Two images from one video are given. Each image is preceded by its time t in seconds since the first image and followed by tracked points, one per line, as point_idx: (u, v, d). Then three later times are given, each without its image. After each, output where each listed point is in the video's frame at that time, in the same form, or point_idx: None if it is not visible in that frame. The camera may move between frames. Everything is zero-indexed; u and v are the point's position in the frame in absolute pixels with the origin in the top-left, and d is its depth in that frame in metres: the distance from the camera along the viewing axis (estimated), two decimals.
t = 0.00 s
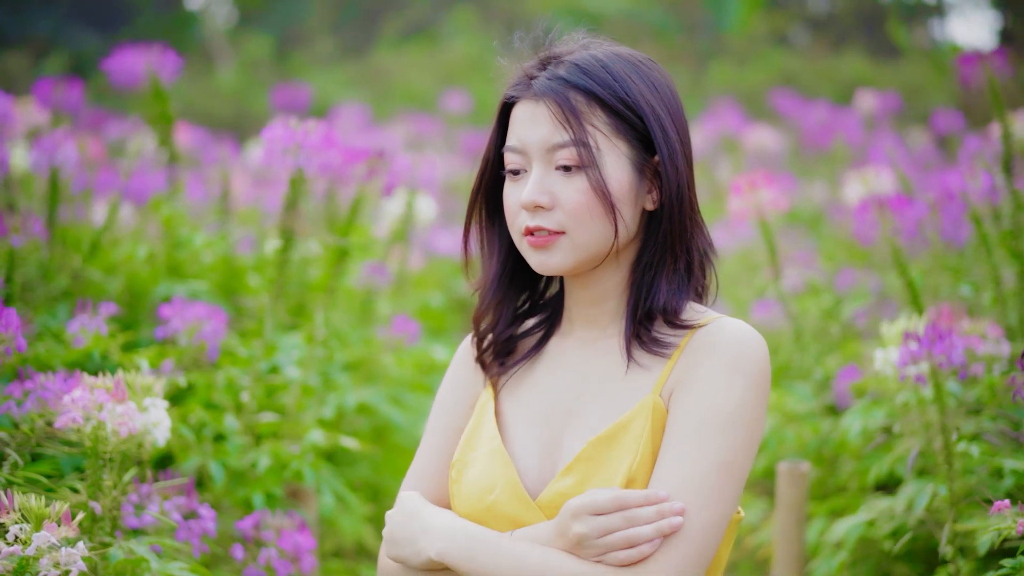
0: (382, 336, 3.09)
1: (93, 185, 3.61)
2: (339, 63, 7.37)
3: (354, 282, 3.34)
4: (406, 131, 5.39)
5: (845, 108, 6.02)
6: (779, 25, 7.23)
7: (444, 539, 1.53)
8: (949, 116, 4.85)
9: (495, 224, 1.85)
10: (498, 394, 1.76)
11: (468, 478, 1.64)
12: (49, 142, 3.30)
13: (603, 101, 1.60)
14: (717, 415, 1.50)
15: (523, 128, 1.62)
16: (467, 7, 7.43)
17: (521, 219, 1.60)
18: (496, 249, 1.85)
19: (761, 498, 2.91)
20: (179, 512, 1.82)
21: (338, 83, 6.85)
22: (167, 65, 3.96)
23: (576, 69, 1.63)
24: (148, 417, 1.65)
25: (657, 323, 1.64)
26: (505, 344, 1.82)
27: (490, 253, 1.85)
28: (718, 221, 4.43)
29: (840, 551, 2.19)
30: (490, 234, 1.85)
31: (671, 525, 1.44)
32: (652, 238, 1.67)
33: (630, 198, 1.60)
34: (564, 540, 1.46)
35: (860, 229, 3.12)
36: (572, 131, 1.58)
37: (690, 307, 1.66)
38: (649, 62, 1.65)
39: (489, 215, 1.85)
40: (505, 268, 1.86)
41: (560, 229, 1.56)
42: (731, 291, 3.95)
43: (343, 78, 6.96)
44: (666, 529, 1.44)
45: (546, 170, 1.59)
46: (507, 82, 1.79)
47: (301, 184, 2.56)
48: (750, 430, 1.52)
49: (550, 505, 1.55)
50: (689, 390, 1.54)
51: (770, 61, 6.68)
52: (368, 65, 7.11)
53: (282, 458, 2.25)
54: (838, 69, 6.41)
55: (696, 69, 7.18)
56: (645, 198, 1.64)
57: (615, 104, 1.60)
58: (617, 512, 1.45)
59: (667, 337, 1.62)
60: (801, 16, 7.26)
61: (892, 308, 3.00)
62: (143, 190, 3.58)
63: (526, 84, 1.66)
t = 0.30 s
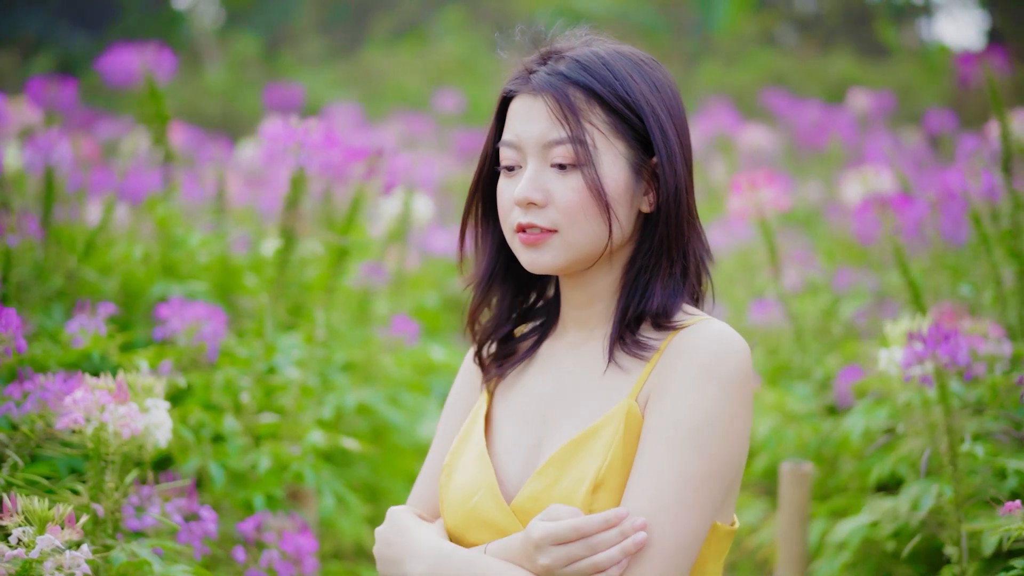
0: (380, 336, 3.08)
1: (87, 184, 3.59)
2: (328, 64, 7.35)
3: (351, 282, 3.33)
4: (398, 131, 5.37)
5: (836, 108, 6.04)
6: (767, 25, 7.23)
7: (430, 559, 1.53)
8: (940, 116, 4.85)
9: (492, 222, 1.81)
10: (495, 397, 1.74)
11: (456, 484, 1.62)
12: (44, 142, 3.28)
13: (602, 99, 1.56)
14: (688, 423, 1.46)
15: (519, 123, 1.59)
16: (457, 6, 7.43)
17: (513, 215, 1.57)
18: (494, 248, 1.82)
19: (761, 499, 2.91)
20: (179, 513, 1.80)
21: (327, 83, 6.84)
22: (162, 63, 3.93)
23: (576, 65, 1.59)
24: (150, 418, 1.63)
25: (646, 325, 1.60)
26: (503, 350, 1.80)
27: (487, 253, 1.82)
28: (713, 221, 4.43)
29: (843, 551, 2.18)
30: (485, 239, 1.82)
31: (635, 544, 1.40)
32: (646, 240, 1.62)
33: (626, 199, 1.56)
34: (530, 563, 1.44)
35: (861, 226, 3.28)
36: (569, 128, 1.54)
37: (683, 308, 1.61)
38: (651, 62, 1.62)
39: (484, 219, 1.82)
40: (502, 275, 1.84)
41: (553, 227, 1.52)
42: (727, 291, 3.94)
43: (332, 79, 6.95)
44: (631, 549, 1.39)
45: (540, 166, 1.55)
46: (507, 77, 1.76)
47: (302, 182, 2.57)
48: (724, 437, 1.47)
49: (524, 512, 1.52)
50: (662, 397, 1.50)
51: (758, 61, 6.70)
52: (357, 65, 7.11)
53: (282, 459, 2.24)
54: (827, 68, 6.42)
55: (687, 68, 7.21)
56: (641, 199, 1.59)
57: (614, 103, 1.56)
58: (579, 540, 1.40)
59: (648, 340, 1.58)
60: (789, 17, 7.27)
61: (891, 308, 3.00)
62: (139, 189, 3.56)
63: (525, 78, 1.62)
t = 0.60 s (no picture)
0: (383, 337, 3.08)
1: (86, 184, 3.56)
2: (319, 64, 7.33)
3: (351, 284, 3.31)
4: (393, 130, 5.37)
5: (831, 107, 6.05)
6: (759, 25, 7.22)
7: (415, 561, 1.51)
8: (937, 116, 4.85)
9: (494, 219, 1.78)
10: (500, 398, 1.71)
11: (449, 487, 1.61)
12: (44, 142, 3.25)
13: (608, 96, 1.50)
14: (660, 423, 1.41)
15: (522, 116, 1.53)
16: (449, 6, 7.45)
17: (512, 210, 1.52)
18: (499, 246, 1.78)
19: (765, 500, 2.90)
20: (185, 517, 1.79)
21: (319, 83, 6.83)
22: (159, 62, 3.91)
23: (584, 59, 1.53)
24: (157, 420, 1.61)
25: (635, 326, 1.54)
26: (509, 351, 1.77)
27: (490, 249, 1.79)
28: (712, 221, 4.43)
29: (849, 552, 2.17)
30: (487, 236, 1.79)
31: (594, 543, 1.36)
32: (646, 241, 1.57)
33: (627, 199, 1.50)
34: (495, 563, 1.42)
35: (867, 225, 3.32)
36: (573, 124, 1.49)
37: (676, 306, 1.54)
38: (660, 61, 1.56)
39: (488, 215, 1.78)
40: (505, 274, 1.81)
41: (553, 224, 1.47)
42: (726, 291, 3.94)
43: (323, 79, 6.94)
44: (590, 548, 1.36)
45: (541, 162, 1.50)
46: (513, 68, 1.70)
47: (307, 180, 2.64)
48: (700, 438, 1.41)
49: (504, 513, 1.49)
50: (636, 395, 1.45)
51: (751, 61, 6.69)
52: (349, 64, 7.12)
53: (287, 460, 2.23)
54: (818, 69, 6.44)
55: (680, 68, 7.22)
56: (643, 199, 1.53)
57: (620, 101, 1.50)
58: (539, 539, 1.38)
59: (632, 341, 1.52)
60: (780, 16, 7.27)
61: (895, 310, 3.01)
62: (137, 188, 3.56)
63: (531, 71, 1.56)
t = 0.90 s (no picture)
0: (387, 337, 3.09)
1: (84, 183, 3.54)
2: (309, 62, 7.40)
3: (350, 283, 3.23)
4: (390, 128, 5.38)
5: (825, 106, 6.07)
6: (750, 25, 7.25)
7: (402, 558, 1.49)
8: (933, 117, 4.88)
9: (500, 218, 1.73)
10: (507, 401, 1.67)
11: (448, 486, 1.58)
12: (44, 141, 3.24)
13: (619, 96, 1.43)
14: (635, 422, 1.35)
15: (531, 111, 1.46)
16: (439, 8, 7.59)
17: (515, 207, 1.45)
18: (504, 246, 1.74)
19: (767, 500, 2.89)
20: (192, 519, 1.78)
21: (313, 82, 6.82)
22: (159, 60, 3.89)
23: (596, 56, 1.45)
24: (164, 422, 1.60)
25: (628, 327, 1.47)
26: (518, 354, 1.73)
27: (495, 249, 1.73)
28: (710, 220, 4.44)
29: (856, 553, 2.17)
30: (492, 233, 1.74)
31: (555, 543, 1.31)
32: (651, 245, 1.50)
33: (634, 202, 1.43)
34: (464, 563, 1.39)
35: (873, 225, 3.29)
36: (582, 123, 1.42)
37: (673, 309, 1.46)
38: (673, 62, 1.48)
39: (493, 212, 1.72)
40: (511, 273, 1.76)
41: (558, 224, 1.40)
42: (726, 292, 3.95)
43: (316, 79, 6.95)
44: (551, 548, 1.31)
45: (548, 160, 1.43)
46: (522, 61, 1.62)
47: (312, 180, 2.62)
48: (677, 439, 1.35)
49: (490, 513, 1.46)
50: (614, 395, 1.39)
51: (743, 61, 6.70)
52: (340, 63, 7.18)
53: (292, 461, 2.22)
54: (811, 69, 6.47)
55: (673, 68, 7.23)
56: (649, 202, 1.46)
57: (632, 101, 1.43)
58: (503, 538, 1.35)
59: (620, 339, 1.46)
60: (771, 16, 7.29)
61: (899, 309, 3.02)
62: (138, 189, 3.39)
63: (542, 66, 1.49)
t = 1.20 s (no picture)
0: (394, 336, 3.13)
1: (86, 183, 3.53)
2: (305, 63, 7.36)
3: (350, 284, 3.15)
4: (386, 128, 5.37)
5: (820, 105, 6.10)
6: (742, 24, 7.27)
7: (397, 559, 1.40)
8: (930, 117, 4.88)
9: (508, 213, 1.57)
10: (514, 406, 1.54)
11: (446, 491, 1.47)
12: (46, 141, 3.23)
13: (637, 95, 1.31)
14: (616, 421, 1.20)
15: (544, 105, 1.34)
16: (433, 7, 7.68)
17: (523, 205, 1.33)
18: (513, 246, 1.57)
19: (773, 500, 2.88)
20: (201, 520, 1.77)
21: (309, 83, 6.82)
22: (160, 58, 3.89)
23: (615, 52, 1.33)
24: (173, 423, 1.59)
25: (630, 325, 1.32)
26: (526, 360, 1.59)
27: (501, 247, 1.57)
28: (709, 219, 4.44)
29: (865, 553, 2.15)
30: (499, 230, 1.57)
31: (529, 547, 1.18)
32: (658, 248, 1.36)
33: (648, 204, 1.31)
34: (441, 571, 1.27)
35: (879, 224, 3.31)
36: (599, 122, 1.29)
37: (671, 310, 1.30)
38: (690, 62, 1.37)
39: (501, 209, 1.55)
40: (518, 272, 1.59)
41: (567, 224, 1.28)
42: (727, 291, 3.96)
43: (311, 78, 6.96)
44: (523, 553, 1.18)
45: (560, 156, 1.30)
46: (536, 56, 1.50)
47: (318, 179, 2.61)
48: (664, 440, 1.19)
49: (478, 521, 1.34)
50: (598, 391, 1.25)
51: (737, 60, 6.71)
52: (332, 62, 7.19)
53: (299, 463, 2.22)
54: (805, 69, 6.51)
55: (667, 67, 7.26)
56: (662, 205, 1.33)
57: (648, 101, 1.30)
58: (477, 544, 1.23)
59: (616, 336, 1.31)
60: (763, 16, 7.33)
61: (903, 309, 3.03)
62: (139, 187, 3.37)
63: (557, 60, 1.37)
